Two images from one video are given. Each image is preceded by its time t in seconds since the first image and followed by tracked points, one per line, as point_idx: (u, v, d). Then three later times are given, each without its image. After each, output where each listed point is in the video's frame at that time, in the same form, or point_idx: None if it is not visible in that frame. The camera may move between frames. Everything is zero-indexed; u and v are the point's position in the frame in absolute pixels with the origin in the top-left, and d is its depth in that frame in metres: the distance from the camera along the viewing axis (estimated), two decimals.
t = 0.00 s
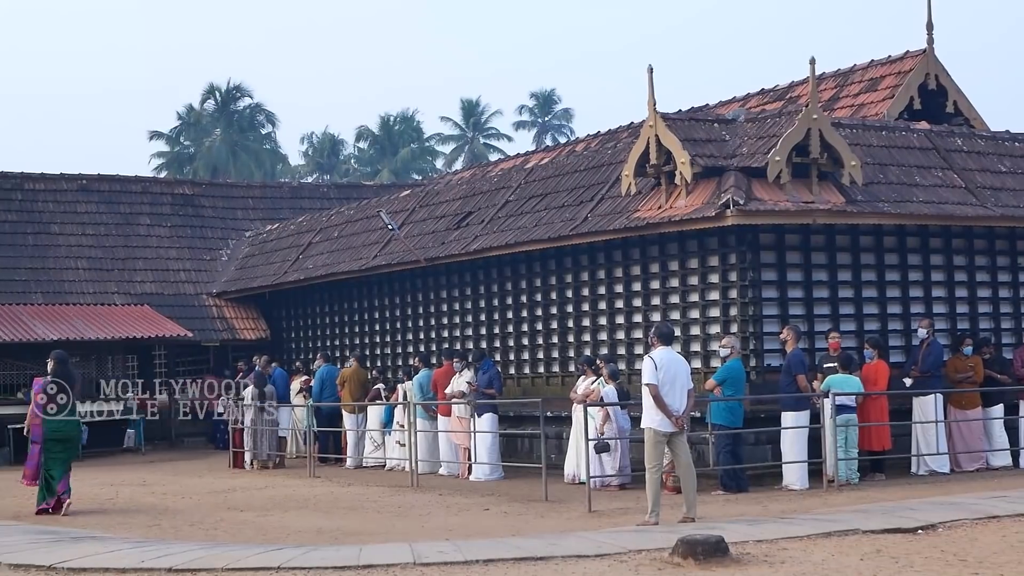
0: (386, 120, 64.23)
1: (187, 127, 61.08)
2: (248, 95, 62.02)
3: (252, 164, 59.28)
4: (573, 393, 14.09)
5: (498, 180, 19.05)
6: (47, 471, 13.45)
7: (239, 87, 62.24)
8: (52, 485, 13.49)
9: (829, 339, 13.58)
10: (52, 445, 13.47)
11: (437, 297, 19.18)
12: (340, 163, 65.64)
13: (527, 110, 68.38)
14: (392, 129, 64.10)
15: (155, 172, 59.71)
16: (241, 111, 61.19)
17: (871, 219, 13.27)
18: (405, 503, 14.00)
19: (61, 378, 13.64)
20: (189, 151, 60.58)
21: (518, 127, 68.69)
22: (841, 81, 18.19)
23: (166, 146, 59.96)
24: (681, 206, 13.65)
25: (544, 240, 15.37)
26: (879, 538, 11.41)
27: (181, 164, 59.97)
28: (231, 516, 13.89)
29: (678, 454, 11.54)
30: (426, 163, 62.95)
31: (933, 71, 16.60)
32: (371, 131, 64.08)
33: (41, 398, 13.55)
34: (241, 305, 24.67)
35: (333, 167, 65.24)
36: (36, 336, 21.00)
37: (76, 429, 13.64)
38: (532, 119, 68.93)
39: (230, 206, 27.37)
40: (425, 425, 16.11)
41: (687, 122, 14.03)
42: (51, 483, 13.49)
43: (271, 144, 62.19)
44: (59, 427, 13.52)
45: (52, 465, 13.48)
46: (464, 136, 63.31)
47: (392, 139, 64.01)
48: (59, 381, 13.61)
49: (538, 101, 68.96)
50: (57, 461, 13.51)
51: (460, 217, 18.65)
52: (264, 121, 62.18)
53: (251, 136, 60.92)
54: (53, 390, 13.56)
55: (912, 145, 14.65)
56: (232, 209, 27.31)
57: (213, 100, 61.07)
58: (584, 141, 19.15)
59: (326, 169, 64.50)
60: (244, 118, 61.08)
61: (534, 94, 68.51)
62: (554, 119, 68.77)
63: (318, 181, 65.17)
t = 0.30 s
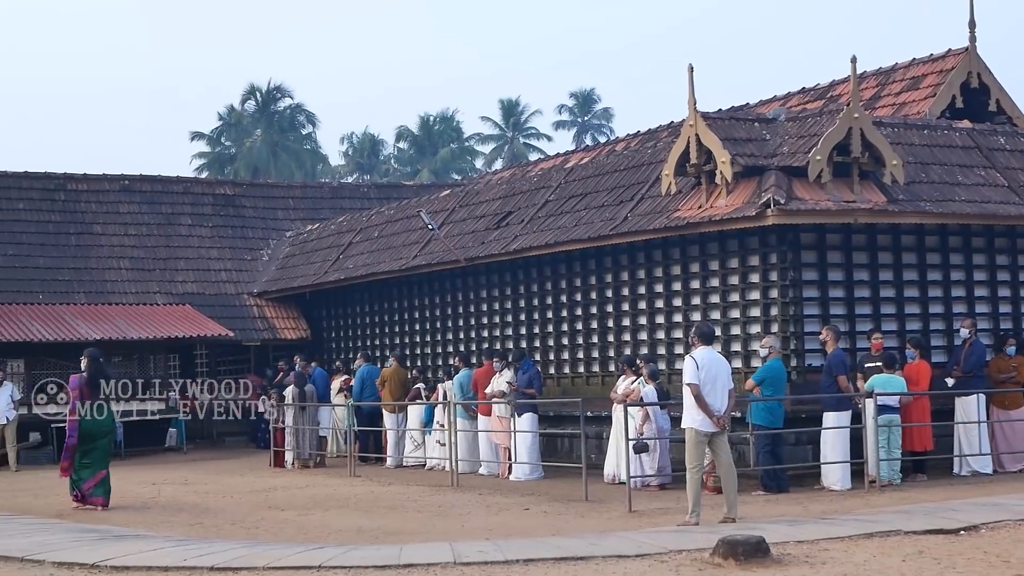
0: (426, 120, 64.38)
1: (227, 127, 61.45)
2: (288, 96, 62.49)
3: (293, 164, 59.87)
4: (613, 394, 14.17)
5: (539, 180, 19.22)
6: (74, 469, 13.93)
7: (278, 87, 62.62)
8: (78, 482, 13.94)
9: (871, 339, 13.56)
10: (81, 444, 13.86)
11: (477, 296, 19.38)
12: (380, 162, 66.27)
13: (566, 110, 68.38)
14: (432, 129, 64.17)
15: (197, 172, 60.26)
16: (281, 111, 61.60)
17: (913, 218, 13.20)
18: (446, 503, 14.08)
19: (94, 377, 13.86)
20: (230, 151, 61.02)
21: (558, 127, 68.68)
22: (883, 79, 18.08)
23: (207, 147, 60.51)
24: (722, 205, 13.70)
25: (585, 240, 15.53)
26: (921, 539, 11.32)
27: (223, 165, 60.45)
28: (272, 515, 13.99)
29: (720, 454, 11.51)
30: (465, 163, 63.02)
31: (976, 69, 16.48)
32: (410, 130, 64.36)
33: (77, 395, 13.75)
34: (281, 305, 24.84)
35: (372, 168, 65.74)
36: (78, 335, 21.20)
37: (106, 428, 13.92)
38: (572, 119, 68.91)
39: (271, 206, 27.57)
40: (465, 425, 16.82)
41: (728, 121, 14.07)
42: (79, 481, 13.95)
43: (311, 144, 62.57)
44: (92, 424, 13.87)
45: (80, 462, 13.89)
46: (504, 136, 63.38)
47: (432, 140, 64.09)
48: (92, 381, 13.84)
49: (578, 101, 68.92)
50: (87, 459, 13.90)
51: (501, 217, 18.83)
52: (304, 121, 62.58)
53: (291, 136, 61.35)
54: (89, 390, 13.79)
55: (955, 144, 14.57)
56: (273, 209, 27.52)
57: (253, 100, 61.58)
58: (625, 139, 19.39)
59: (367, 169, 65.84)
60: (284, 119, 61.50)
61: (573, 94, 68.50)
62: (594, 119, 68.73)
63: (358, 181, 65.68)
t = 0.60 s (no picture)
0: (462, 120, 64.53)
1: (265, 127, 62.03)
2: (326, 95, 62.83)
3: (330, 164, 60.20)
4: (652, 392, 14.33)
5: (576, 179, 19.27)
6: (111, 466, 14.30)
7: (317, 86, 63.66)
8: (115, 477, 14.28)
9: (911, 338, 13.49)
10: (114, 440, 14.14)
11: (515, 295, 19.43)
12: (417, 161, 66.53)
13: (603, 109, 68.33)
14: (469, 128, 64.34)
15: (235, 172, 60.71)
16: (318, 110, 61.93)
17: (953, 216, 13.12)
18: (482, 502, 14.14)
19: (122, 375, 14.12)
20: (268, 150, 61.56)
21: (595, 126, 68.64)
22: (922, 77, 17.97)
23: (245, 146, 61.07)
24: (760, 204, 13.69)
25: (623, 238, 15.55)
26: (961, 539, 11.24)
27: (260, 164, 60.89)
28: (310, 513, 14.10)
29: (758, 454, 11.47)
30: (502, 162, 63.10)
31: (1017, 66, 16.35)
32: (447, 130, 64.53)
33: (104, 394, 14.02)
34: (319, 304, 25.04)
35: (410, 167, 65.98)
36: (119, 335, 21.43)
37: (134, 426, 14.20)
38: (609, 118, 68.84)
39: (308, 205, 27.78)
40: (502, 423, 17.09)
41: (766, 119, 14.08)
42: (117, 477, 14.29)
43: (348, 143, 62.90)
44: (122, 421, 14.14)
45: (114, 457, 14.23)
46: (541, 134, 63.42)
47: (469, 139, 64.22)
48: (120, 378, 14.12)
49: (615, 100, 68.83)
50: (119, 453, 14.24)
51: (538, 216, 18.88)
52: (341, 120, 62.89)
53: (328, 134, 61.69)
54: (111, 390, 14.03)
55: (995, 141, 14.48)
56: (311, 209, 27.72)
57: (291, 100, 61.97)
58: (663, 137, 19.41)
59: (404, 168, 66.08)
60: (321, 118, 61.87)
61: (610, 93, 68.46)
62: (631, 117, 68.63)
63: (396, 180, 65.98)
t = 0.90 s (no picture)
0: (496, 120, 64.62)
1: (300, 128, 62.12)
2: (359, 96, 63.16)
3: (364, 164, 60.48)
4: (686, 393, 14.37)
5: (610, 179, 19.31)
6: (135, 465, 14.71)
7: (350, 87, 63.46)
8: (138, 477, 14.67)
9: (947, 338, 13.45)
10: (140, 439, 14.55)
11: (548, 295, 19.48)
12: (451, 162, 66.75)
13: (637, 109, 68.25)
14: (502, 128, 64.43)
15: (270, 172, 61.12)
16: (351, 110, 62.23)
17: (989, 215, 13.06)
18: (516, 502, 14.22)
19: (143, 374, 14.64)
20: (302, 151, 61.85)
21: (628, 126, 68.58)
22: (958, 76, 17.87)
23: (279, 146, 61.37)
24: (794, 204, 13.69)
25: (658, 238, 15.58)
26: (997, 540, 11.19)
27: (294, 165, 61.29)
28: (346, 513, 14.22)
29: (794, 453, 11.40)
30: (535, 162, 63.15)
31: None
32: (481, 130, 64.65)
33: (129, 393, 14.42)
34: (353, 305, 25.19)
35: (443, 168, 66.23)
36: (153, 335, 21.75)
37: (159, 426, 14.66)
38: (642, 118, 68.75)
39: (343, 205, 27.96)
40: (536, 424, 17.27)
41: (801, 119, 14.10)
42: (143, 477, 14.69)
43: (382, 143, 63.18)
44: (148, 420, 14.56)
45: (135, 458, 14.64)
46: (575, 134, 63.42)
47: (502, 138, 64.26)
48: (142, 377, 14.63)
49: (648, 100, 68.71)
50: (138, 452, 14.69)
51: (572, 216, 18.92)
52: (375, 121, 63.13)
53: (362, 134, 61.98)
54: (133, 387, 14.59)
55: None
56: (345, 209, 27.90)
57: (325, 100, 62.30)
58: (697, 137, 19.40)
59: (437, 168, 66.29)
60: (355, 119, 62.07)
61: (644, 93, 68.39)
62: (664, 117, 68.51)
63: (430, 180, 66.21)
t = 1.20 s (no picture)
0: (531, 118, 64.67)
1: (335, 126, 62.66)
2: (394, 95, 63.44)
3: (400, 163, 60.70)
4: (723, 392, 14.38)
5: (646, 178, 19.33)
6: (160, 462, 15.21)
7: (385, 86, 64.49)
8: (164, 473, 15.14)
9: (986, 338, 13.40)
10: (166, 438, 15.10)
11: (584, 294, 19.52)
12: (486, 160, 66.91)
13: (672, 107, 68.09)
14: (537, 127, 64.43)
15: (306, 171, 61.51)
16: (387, 109, 62.49)
17: None
18: (552, 501, 14.27)
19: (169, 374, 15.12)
20: (337, 150, 62.23)
21: (664, 125, 68.42)
22: (996, 73, 17.75)
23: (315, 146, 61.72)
24: (832, 202, 13.67)
25: (694, 236, 15.57)
26: None
27: (330, 164, 61.64)
28: (383, 511, 14.32)
29: (832, 454, 11.34)
30: (571, 161, 63.12)
31: None
32: (516, 129, 64.72)
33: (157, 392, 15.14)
34: (389, 304, 25.33)
35: (479, 167, 66.39)
36: (191, 334, 22.03)
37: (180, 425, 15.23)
38: (677, 116, 68.58)
39: (379, 204, 28.11)
40: (572, 423, 17.35)
41: (838, 117, 14.07)
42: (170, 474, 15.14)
43: (417, 142, 63.39)
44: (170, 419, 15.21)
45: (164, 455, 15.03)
46: (610, 133, 63.34)
47: (537, 137, 64.23)
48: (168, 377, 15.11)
49: (683, 98, 68.51)
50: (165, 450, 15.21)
51: (607, 215, 18.94)
52: (411, 120, 63.35)
53: (397, 133, 62.22)
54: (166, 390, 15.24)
55: None
56: (381, 208, 28.05)
57: (361, 100, 62.59)
58: (732, 136, 19.36)
59: (472, 167, 66.46)
60: (391, 118, 62.35)
61: (679, 92, 68.22)
62: (700, 116, 68.30)
63: (465, 179, 66.37)
